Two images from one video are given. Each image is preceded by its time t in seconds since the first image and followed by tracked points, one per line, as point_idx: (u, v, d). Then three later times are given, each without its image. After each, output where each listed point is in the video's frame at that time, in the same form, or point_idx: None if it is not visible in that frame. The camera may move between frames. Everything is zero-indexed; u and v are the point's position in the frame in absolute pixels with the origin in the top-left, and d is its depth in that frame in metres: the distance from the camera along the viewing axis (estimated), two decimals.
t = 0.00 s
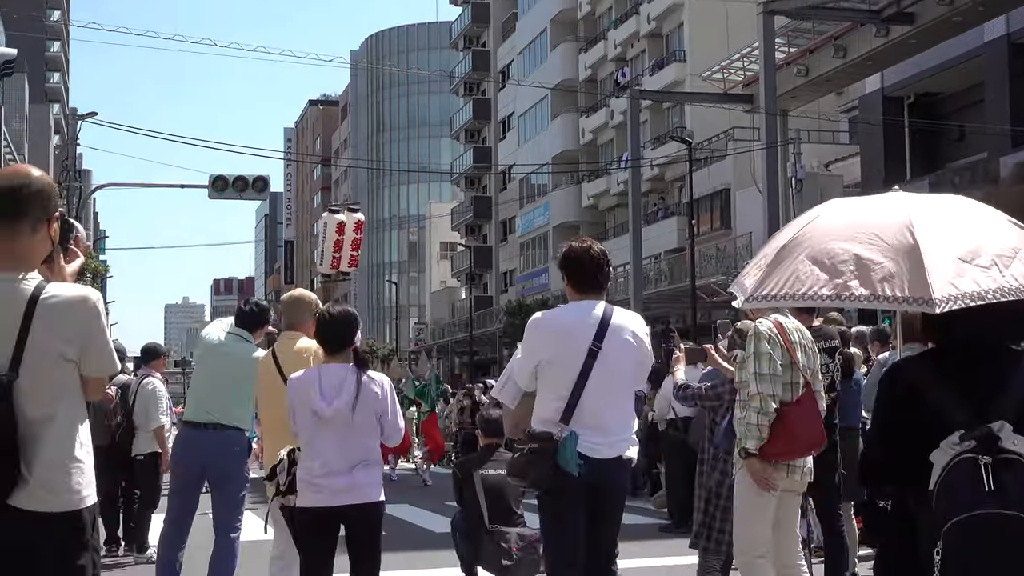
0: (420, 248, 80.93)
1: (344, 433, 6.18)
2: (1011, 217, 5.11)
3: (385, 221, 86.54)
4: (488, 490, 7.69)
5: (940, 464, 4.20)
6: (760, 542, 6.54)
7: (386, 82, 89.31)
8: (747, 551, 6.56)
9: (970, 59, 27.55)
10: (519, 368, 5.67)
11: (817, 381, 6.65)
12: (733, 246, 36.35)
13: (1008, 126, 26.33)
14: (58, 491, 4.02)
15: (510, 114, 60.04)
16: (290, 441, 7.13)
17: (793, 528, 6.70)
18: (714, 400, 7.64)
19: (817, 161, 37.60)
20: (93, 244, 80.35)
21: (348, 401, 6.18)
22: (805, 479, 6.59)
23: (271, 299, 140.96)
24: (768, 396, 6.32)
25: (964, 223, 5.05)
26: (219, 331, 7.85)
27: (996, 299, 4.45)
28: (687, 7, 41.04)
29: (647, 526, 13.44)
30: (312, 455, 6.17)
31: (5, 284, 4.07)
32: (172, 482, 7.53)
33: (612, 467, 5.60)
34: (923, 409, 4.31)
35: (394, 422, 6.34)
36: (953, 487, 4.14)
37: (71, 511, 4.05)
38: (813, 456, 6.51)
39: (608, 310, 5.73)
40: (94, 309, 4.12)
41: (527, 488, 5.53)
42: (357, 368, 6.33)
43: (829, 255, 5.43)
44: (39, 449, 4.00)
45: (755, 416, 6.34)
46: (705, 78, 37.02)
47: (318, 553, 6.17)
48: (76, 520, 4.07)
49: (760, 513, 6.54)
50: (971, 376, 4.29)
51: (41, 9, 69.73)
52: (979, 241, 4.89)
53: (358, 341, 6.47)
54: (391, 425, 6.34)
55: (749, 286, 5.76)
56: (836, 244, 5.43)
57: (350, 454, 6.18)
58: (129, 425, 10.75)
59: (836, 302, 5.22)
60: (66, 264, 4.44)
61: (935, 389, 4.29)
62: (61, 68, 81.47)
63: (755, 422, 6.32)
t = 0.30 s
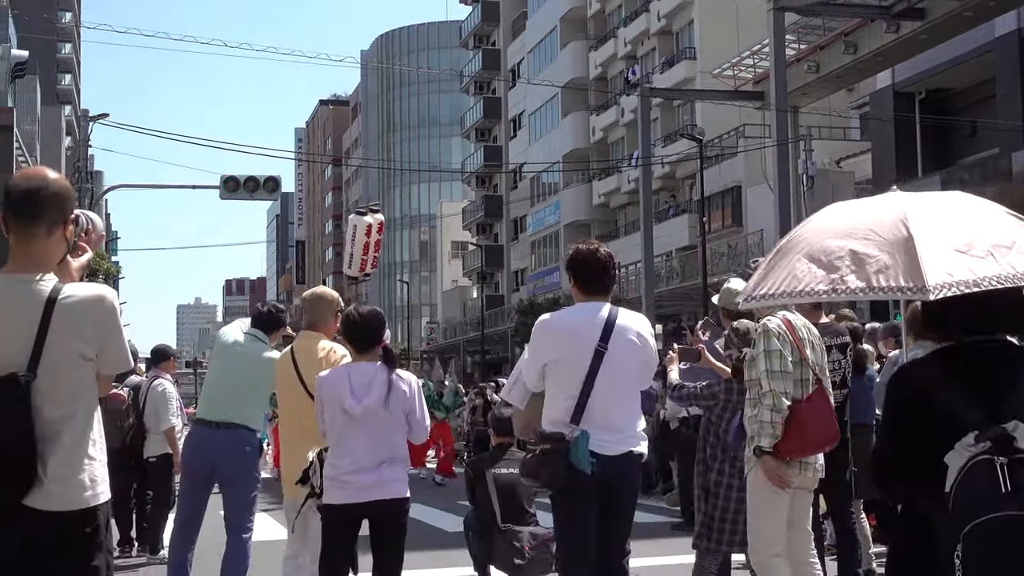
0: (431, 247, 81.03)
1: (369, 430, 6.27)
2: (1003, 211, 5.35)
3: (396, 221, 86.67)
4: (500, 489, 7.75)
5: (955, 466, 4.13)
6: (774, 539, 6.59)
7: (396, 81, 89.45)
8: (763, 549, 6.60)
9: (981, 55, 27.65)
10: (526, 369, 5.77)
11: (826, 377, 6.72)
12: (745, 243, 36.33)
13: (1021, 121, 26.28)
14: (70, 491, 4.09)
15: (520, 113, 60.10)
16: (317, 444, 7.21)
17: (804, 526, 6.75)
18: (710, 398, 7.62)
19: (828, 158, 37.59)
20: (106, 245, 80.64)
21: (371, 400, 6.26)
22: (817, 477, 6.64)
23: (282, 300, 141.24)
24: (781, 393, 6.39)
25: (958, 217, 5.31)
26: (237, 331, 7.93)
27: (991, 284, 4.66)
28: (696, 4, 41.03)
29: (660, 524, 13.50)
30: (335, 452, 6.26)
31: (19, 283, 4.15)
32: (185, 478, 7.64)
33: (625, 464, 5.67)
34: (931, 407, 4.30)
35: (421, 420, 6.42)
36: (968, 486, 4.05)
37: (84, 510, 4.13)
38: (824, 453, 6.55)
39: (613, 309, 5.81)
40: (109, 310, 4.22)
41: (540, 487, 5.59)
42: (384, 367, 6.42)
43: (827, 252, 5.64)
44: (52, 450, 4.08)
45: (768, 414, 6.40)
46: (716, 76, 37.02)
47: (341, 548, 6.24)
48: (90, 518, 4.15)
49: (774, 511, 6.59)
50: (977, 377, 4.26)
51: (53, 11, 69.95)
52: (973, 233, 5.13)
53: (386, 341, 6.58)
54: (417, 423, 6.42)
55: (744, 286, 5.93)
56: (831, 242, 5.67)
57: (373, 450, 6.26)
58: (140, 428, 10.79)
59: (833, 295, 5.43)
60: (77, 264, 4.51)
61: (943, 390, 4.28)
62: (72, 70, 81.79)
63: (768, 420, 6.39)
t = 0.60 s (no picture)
0: (443, 256, 81.14)
1: (383, 439, 6.31)
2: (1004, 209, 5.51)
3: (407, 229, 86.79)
4: (513, 497, 7.77)
5: (1001, 477, 3.54)
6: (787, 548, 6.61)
7: (407, 90, 89.67)
8: (778, 556, 6.62)
9: (991, 62, 27.04)
10: (542, 380, 5.82)
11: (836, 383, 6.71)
12: (757, 251, 36.31)
13: None
14: (85, 500, 4.14)
15: (531, 121, 60.20)
16: (332, 453, 7.23)
17: (817, 534, 6.76)
18: (691, 407, 7.55)
19: (839, 165, 37.55)
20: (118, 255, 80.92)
21: (387, 408, 6.30)
22: (830, 485, 6.66)
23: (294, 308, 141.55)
24: (794, 401, 6.40)
25: (964, 210, 5.47)
26: (251, 342, 7.96)
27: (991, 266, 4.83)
28: (707, 12, 41.10)
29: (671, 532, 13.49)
30: (350, 460, 6.30)
31: (35, 293, 4.21)
32: (196, 486, 7.68)
33: (637, 473, 5.69)
34: (953, 407, 3.72)
35: (434, 428, 6.46)
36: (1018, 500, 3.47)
37: (99, 519, 4.18)
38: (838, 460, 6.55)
39: (627, 318, 5.83)
40: (124, 318, 4.25)
41: (548, 493, 5.62)
42: (398, 376, 6.46)
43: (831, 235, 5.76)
44: (67, 460, 4.11)
45: (781, 422, 6.42)
46: (726, 83, 37.05)
47: (356, 559, 6.26)
48: (104, 528, 4.20)
49: (787, 520, 6.60)
50: (1002, 378, 3.75)
51: (65, 22, 70.29)
52: (981, 225, 5.27)
53: (402, 349, 6.61)
54: (431, 432, 6.46)
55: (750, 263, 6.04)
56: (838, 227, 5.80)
57: (387, 459, 6.30)
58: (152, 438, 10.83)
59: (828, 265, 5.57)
60: (93, 274, 4.57)
61: (966, 390, 3.72)
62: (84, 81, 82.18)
63: (781, 428, 6.40)
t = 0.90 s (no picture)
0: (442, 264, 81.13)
1: (375, 447, 6.31)
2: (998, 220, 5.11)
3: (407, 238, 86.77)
4: (512, 508, 7.67)
5: None
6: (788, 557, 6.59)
7: (407, 99, 89.73)
8: (780, 563, 6.59)
9: (990, 70, 27.03)
10: (535, 389, 5.87)
11: (834, 390, 6.70)
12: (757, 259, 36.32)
13: None
14: (89, 511, 4.12)
15: (531, 129, 60.24)
16: (326, 461, 7.22)
17: (817, 542, 6.76)
18: (665, 415, 7.61)
19: (839, 173, 37.57)
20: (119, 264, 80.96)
21: (377, 416, 6.29)
22: (830, 492, 6.66)
23: (293, 317, 141.47)
24: (792, 409, 6.39)
25: (958, 224, 5.10)
26: (251, 349, 7.94)
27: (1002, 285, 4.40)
28: (706, 20, 41.16)
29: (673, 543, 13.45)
30: (343, 467, 6.30)
31: (36, 302, 4.20)
32: (194, 492, 7.66)
33: (629, 480, 5.70)
34: (968, 414, 3.77)
35: (425, 436, 6.45)
36: None
37: (101, 530, 4.16)
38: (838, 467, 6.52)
39: (619, 328, 5.86)
40: (125, 328, 4.24)
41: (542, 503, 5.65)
42: (391, 385, 6.45)
43: (824, 258, 5.39)
44: (68, 470, 4.11)
45: (780, 431, 6.41)
46: (725, 92, 37.09)
47: (353, 566, 6.27)
48: (106, 540, 4.18)
49: (787, 527, 6.59)
50: (1016, 384, 3.82)
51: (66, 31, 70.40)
52: (983, 239, 4.88)
53: (393, 357, 6.59)
54: (423, 440, 6.45)
55: (737, 295, 5.67)
56: (832, 249, 5.42)
57: (379, 466, 6.29)
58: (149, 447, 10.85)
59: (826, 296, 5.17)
60: (95, 283, 4.55)
61: (981, 397, 3.78)
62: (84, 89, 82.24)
63: (780, 437, 6.41)
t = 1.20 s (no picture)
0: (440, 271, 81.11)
1: (359, 454, 6.33)
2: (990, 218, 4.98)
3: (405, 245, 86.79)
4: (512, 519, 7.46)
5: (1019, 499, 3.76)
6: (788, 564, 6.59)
7: (405, 106, 89.78)
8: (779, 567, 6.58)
9: (988, 78, 27.03)
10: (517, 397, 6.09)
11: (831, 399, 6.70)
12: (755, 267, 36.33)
13: None
14: (90, 520, 4.11)
15: (529, 137, 60.26)
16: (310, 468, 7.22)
17: (816, 549, 6.72)
18: (651, 423, 7.62)
19: (837, 181, 37.61)
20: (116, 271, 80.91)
21: (361, 422, 6.31)
22: (828, 498, 6.62)
23: (292, 324, 141.40)
24: (788, 416, 6.39)
25: (963, 226, 4.85)
26: (248, 355, 7.93)
27: None
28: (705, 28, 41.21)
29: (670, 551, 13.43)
30: (327, 475, 6.34)
31: (36, 310, 4.19)
32: (195, 498, 7.63)
33: (606, 486, 5.91)
34: (964, 426, 3.90)
35: (408, 443, 6.46)
36: None
37: (102, 537, 4.15)
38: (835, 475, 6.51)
39: (598, 337, 6.08)
40: (125, 334, 4.24)
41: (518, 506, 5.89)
42: (375, 392, 6.47)
43: (838, 272, 4.97)
44: (69, 477, 4.10)
45: (777, 438, 6.41)
46: (723, 99, 37.12)
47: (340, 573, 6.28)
48: (106, 548, 4.16)
49: (786, 535, 6.58)
50: (1013, 394, 3.95)
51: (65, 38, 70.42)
52: (985, 239, 4.71)
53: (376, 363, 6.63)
54: (406, 447, 6.46)
55: (751, 325, 5.18)
56: (842, 260, 5.01)
57: (362, 474, 6.31)
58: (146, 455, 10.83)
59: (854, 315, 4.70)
60: (96, 291, 4.54)
61: (976, 407, 3.90)
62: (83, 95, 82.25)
63: (776, 444, 6.40)
